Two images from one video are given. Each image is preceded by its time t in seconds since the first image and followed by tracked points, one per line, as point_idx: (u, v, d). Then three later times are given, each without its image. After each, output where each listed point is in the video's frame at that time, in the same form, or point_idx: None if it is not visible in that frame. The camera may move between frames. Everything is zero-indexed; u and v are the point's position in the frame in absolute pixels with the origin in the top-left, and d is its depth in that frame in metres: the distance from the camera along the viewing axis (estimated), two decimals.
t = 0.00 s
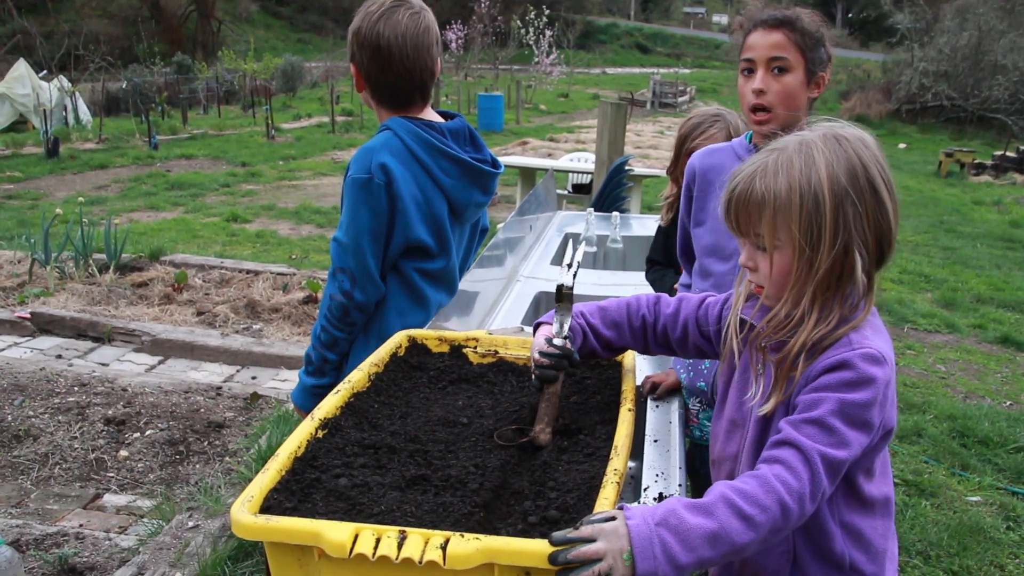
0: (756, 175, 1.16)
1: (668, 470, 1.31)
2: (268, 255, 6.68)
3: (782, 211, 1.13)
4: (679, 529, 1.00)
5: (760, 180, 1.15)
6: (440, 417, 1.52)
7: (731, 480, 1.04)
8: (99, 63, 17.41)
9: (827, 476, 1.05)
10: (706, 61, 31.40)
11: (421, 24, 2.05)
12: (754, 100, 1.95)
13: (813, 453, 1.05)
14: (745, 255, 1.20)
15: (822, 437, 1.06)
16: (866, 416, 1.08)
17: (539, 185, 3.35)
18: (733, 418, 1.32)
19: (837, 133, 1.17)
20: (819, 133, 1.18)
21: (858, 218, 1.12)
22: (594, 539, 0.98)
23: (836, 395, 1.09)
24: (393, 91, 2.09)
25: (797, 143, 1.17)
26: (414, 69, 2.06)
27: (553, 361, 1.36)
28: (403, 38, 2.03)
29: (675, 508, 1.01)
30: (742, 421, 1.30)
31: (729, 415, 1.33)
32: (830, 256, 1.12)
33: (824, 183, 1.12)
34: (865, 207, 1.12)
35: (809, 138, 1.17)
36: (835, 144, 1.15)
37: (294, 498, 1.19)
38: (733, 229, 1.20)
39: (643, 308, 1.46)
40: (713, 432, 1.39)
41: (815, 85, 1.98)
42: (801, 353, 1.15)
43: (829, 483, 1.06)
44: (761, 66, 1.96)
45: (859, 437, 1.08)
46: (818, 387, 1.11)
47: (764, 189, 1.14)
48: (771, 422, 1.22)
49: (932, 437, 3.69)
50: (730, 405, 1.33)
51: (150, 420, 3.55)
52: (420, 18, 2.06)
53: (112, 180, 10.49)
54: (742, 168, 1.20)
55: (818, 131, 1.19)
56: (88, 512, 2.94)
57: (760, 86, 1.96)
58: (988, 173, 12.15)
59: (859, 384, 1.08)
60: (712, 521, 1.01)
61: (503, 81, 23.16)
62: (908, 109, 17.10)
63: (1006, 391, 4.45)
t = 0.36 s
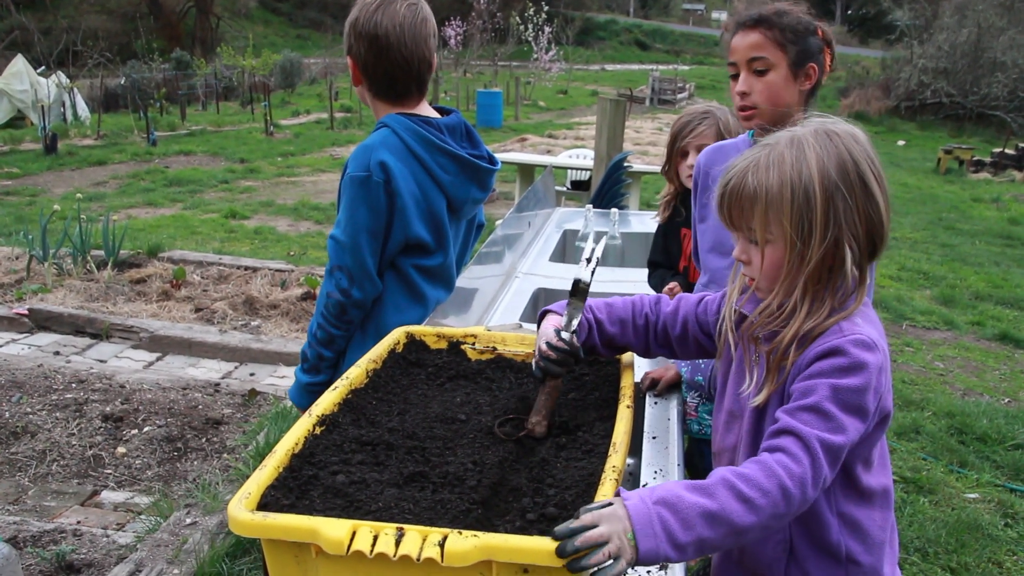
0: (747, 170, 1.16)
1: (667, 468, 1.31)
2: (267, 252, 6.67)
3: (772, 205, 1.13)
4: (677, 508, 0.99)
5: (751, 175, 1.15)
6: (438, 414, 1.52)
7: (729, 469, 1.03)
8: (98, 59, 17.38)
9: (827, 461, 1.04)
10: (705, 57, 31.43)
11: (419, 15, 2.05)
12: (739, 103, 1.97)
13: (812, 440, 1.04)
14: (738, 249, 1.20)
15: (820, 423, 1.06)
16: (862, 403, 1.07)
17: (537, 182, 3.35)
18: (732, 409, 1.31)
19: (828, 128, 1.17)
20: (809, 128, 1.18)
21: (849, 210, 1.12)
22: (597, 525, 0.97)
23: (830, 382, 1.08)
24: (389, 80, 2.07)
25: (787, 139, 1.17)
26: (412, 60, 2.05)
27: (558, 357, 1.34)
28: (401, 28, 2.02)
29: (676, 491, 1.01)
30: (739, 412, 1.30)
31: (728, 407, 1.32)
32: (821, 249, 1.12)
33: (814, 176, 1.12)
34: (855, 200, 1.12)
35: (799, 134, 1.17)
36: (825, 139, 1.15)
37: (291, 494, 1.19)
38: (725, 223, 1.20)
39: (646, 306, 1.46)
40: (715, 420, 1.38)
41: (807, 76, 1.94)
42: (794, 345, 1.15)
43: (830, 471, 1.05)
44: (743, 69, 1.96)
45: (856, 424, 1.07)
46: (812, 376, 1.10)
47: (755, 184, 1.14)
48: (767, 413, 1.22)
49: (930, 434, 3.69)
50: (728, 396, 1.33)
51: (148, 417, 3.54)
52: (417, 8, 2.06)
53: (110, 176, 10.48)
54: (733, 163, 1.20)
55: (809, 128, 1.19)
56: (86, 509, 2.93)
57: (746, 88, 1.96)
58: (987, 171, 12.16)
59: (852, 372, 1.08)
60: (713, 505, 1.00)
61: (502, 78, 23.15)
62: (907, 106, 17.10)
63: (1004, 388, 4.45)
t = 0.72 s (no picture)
0: (752, 166, 1.15)
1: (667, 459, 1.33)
2: (266, 248, 6.67)
3: (776, 204, 1.12)
4: (666, 456, 1.07)
5: (756, 172, 1.14)
6: (438, 410, 1.51)
7: (719, 454, 1.07)
8: (96, 55, 17.35)
9: (821, 467, 1.04)
10: (705, 52, 31.47)
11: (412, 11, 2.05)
12: (784, 111, 1.94)
13: (804, 446, 1.04)
14: (742, 245, 1.19)
15: (813, 430, 1.05)
16: (861, 406, 1.06)
17: (537, 177, 3.34)
18: (737, 404, 1.32)
19: (836, 125, 1.15)
20: (818, 124, 1.16)
21: (854, 210, 1.11)
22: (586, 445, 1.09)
23: (827, 385, 1.07)
24: (388, 77, 2.06)
25: (795, 135, 1.15)
26: (410, 54, 2.05)
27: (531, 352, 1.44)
28: (396, 23, 2.02)
29: (671, 445, 1.08)
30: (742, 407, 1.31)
31: (732, 402, 1.33)
32: (822, 249, 1.11)
33: (820, 176, 1.10)
34: (860, 200, 1.11)
35: (807, 130, 1.15)
36: (832, 137, 1.13)
37: (291, 491, 1.18)
38: (731, 218, 1.19)
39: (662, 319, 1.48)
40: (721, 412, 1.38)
41: (853, 90, 1.93)
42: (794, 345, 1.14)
43: (826, 477, 1.04)
44: (794, 76, 1.93)
45: (853, 429, 1.06)
46: (807, 377, 1.09)
47: (760, 180, 1.13)
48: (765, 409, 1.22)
49: (930, 430, 3.69)
50: (733, 391, 1.33)
51: (148, 413, 3.54)
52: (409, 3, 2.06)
53: (109, 173, 10.46)
54: (740, 158, 1.19)
55: (817, 123, 1.17)
56: (86, 506, 2.93)
57: (791, 95, 1.94)
58: (987, 166, 12.15)
59: (846, 374, 1.07)
60: (702, 470, 1.05)
61: (501, 74, 23.15)
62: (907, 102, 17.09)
63: (1005, 384, 4.45)
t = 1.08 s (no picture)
0: (724, 185, 1.13)
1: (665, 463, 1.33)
2: (265, 245, 6.66)
3: (748, 226, 1.10)
4: (665, 469, 1.06)
5: (729, 191, 1.12)
6: (438, 408, 1.51)
7: (717, 476, 1.06)
8: (95, 52, 17.33)
9: (809, 500, 1.03)
10: (704, 49, 31.51)
11: None
12: (778, 110, 1.94)
13: (790, 481, 1.03)
14: (714, 264, 1.18)
15: (799, 464, 1.04)
16: (848, 433, 1.05)
17: (537, 174, 3.34)
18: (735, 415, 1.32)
19: (812, 141, 1.13)
20: (793, 141, 1.14)
21: (829, 232, 1.09)
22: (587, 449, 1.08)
23: (810, 415, 1.06)
24: (404, 52, 2.06)
25: (769, 152, 1.13)
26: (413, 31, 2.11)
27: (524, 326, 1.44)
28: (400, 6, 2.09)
29: (671, 456, 1.08)
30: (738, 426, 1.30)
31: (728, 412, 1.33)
32: (796, 272, 1.09)
33: (793, 199, 1.08)
34: (835, 221, 1.09)
35: (782, 146, 1.13)
36: (809, 154, 1.11)
37: (291, 490, 1.17)
38: (702, 238, 1.18)
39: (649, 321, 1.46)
40: (714, 425, 1.38)
41: (844, 88, 1.94)
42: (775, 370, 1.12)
43: (816, 508, 1.03)
44: (789, 74, 1.92)
45: (839, 456, 1.05)
46: (791, 406, 1.08)
47: (732, 200, 1.11)
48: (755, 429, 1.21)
49: (930, 428, 3.69)
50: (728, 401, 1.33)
51: (146, 411, 3.53)
52: None
53: (108, 170, 10.45)
54: (714, 172, 1.17)
55: (792, 139, 1.14)
56: (84, 504, 2.92)
57: (787, 93, 1.93)
58: (986, 164, 12.15)
59: (830, 403, 1.05)
60: (700, 491, 1.05)
61: (501, 72, 23.17)
62: (907, 100, 17.09)
63: (1004, 381, 4.45)
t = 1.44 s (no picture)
0: (656, 230, 1.14)
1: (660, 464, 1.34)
2: (263, 245, 6.65)
3: (681, 270, 1.11)
4: (662, 470, 1.06)
5: (662, 233, 1.13)
6: (435, 410, 1.51)
7: (709, 489, 1.06)
8: (92, 52, 17.31)
9: (790, 527, 1.03)
10: (701, 49, 31.57)
11: None
12: (759, 111, 1.95)
13: (769, 509, 1.03)
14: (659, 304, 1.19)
15: (776, 491, 1.05)
16: (818, 456, 1.05)
17: (534, 175, 3.34)
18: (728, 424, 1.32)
19: (743, 175, 1.12)
20: (721, 178, 1.13)
21: (761, 271, 1.08)
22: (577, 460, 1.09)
23: (779, 443, 1.06)
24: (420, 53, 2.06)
25: (698, 190, 1.13)
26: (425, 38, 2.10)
27: (527, 386, 1.31)
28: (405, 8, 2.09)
29: (669, 462, 1.07)
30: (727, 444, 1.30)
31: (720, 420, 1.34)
32: (730, 313, 1.09)
33: (721, 242, 1.08)
34: (768, 259, 1.08)
35: (711, 183, 1.12)
36: (737, 190, 1.10)
37: (288, 492, 1.17)
38: (645, 279, 1.19)
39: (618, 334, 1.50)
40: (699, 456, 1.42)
41: (824, 84, 1.93)
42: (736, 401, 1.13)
43: (797, 533, 1.04)
44: (766, 75, 1.92)
45: (810, 480, 1.05)
46: (763, 436, 1.09)
47: (665, 242, 1.12)
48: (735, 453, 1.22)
49: (928, 428, 3.69)
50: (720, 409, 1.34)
51: (144, 411, 3.52)
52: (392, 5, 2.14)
53: (105, 169, 10.43)
54: (651, 211, 1.18)
55: (722, 175, 1.14)
56: (81, 504, 2.92)
57: (766, 94, 1.94)
58: (984, 164, 12.16)
59: (798, 430, 1.06)
60: (692, 502, 1.05)
61: (498, 71, 23.17)
62: (904, 99, 17.11)
63: (1001, 381, 4.46)
